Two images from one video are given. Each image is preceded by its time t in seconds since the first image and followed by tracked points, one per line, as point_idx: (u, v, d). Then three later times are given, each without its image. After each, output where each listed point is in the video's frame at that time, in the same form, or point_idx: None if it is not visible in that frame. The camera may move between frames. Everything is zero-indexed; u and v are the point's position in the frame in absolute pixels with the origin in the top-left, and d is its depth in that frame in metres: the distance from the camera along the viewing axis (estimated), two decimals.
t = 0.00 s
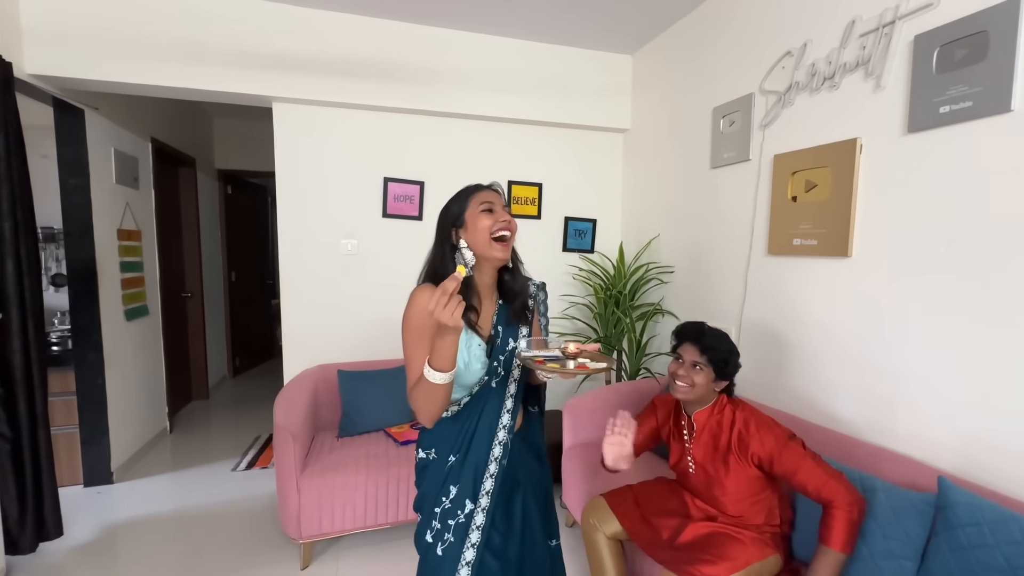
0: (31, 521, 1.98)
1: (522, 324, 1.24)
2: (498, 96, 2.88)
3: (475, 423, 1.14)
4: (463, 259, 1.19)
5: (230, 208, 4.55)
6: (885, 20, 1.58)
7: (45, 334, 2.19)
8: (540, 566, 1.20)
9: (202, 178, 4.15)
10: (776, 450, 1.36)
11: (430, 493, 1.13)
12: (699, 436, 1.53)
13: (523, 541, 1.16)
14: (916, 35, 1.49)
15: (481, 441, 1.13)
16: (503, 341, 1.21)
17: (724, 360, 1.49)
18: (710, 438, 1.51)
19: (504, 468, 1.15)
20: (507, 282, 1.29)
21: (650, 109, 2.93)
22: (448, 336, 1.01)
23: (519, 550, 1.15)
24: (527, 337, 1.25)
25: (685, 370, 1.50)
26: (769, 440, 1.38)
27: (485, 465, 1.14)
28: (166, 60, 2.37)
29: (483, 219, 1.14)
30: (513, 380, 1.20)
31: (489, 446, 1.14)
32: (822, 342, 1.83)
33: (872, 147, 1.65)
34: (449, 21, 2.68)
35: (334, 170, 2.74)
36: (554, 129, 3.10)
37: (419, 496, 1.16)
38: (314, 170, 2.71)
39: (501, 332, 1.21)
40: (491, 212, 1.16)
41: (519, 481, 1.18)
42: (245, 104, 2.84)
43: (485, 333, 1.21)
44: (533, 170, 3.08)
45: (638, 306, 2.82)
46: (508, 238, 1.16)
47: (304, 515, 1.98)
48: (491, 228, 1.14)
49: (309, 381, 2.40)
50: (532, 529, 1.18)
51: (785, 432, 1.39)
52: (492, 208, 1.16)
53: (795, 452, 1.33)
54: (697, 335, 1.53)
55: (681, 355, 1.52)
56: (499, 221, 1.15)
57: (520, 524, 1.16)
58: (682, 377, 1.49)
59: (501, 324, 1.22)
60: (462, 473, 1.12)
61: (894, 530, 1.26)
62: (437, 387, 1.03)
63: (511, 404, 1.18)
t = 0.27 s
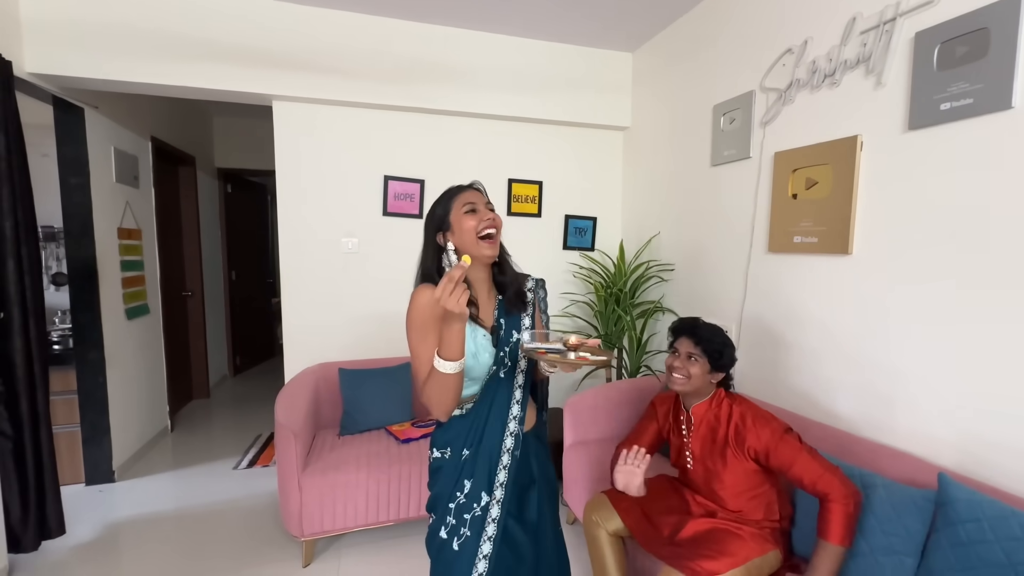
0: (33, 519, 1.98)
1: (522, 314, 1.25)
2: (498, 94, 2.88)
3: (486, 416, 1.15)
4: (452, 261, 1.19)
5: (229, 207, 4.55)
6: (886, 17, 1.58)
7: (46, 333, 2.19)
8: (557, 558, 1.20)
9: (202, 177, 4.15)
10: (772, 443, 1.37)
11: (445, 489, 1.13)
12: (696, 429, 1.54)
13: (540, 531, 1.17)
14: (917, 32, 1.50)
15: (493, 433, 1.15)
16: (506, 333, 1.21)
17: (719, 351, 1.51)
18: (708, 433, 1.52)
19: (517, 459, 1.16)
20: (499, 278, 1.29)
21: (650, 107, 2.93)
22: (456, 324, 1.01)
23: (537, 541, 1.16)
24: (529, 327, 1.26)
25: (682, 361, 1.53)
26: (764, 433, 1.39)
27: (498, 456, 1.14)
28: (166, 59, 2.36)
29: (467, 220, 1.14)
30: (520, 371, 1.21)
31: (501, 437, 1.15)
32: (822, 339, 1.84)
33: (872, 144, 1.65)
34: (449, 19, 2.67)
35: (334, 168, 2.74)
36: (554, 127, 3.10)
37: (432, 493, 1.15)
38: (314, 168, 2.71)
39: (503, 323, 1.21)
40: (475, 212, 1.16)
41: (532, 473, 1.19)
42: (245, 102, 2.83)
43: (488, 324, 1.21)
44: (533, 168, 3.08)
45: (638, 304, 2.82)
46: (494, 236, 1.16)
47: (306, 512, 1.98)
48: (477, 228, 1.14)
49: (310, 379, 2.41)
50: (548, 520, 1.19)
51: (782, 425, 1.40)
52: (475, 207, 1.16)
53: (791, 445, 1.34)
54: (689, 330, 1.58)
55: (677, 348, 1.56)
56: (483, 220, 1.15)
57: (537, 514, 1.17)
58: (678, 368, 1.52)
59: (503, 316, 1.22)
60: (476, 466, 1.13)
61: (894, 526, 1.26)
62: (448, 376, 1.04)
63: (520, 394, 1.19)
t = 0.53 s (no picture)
0: (35, 519, 1.99)
1: (528, 314, 1.25)
2: (497, 94, 2.88)
3: (489, 415, 1.15)
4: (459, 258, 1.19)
5: (229, 206, 4.55)
6: (885, 16, 1.58)
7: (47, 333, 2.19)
8: (555, 555, 1.21)
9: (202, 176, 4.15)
10: (777, 443, 1.37)
11: (446, 486, 1.13)
12: (700, 431, 1.55)
13: (541, 529, 1.18)
14: (916, 32, 1.50)
15: (496, 431, 1.15)
16: (512, 332, 1.21)
17: (712, 349, 1.55)
18: (711, 434, 1.53)
19: (519, 458, 1.16)
20: (506, 276, 1.29)
21: (649, 106, 2.93)
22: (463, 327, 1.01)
23: (537, 538, 1.17)
24: (535, 327, 1.26)
25: (684, 366, 1.54)
26: (769, 433, 1.39)
27: (501, 455, 1.15)
28: (165, 59, 2.36)
29: (473, 218, 1.14)
30: (524, 371, 1.22)
31: (504, 436, 1.16)
32: (822, 338, 1.84)
33: (871, 144, 1.65)
34: (448, 18, 2.67)
35: (334, 168, 2.74)
36: (553, 126, 3.10)
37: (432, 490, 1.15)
38: (314, 168, 2.71)
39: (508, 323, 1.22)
40: (480, 210, 1.16)
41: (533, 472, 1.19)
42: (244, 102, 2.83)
43: (493, 324, 1.21)
44: (533, 167, 3.08)
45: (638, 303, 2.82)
46: (500, 233, 1.16)
47: (307, 511, 1.99)
48: (482, 225, 1.14)
49: (310, 378, 2.41)
50: (548, 518, 1.20)
51: (786, 425, 1.40)
52: (480, 205, 1.16)
53: (796, 445, 1.34)
54: (679, 336, 1.61)
55: (673, 355, 1.58)
56: (488, 217, 1.15)
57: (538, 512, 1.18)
58: (683, 373, 1.53)
59: (508, 316, 1.22)
60: (479, 464, 1.13)
61: (893, 524, 1.27)
62: (452, 378, 1.04)
63: (524, 394, 1.19)
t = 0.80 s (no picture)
0: (34, 519, 1.99)
1: (529, 319, 1.25)
2: (496, 94, 2.88)
3: (483, 418, 1.15)
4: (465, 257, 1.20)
5: (229, 207, 4.55)
6: (882, 17, 1.59)
7: (46, 334, 2.19)
8: (544, 559, 1.21)
9: (201, 177, 4.15)
10: (760, 447, 1.37)
11: (437, 489, 1.13)
12: (688, 438, 1.55)
13: (530, 534, 1.18)
14: (913, 33, 1.50)
15: (489, 435, 1.15)
16: (510, 336, 1.21)
17: (691, 362, 1.54)
18: (698, 440, 1.53)
19: (512, 463, 1.16)
20: (510, 278, 1.30)
21: (648, 106, 2.94)
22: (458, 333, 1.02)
23: (527, 543, 1.17)
24: (535, 332, 1.25)
25: (670, 389, 1.53)
26: (752, 438, 1.39)
27: (493, 459, 1.15)
28: (164, 59, 2.37)
29: (484, 220, 1.14)
30: (520, 376, 1.22)
31: (497, 440, 1.16)
32: (819, 338, 1.85)
33: (868, 144, 1.66)
34: (447, 19, 2.68)
35: (333, 168, 2.74)
36: (552, 126, 3.11)
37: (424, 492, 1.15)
38: (313, 169, 2.71)
39: (508, 327, 1.21)
40: (492, 214, 1.16)
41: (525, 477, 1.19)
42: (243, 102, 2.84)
43: (492, 327, 1.21)
44: (532, 168, 3.09)
45: (637, 303, 2.83)
46: (508, 240, 1.16)
47: (306, 511, 1.99)
48: (492, 230, 1.14)
49: (309, 379, 2.41)
50: (538, 522, 1.21)
51: (766, 429, 1.41)
52: (493, 209, 1.16)
53: (779, 448, 1.34)
54: (653, 357, 1.58)
55: (656, 380, 1.56)
56: (500, 222, 1.15)
57: (528, 516, 1.18)
58: (670, 398, 1.52)
59: (508, 320, 1.22)
60: (470, 467, 1.13)
61: (888, 523, 1.27)
62: (446, 382, 1.05)
63: (519, 399, 1.20)
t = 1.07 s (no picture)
0: (32, 520, 1.98)
1: (528, 321, 1.26)
2: (495, 95, 2.88)
3: (479, 420, 1.15)
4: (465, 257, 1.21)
5: (228, 207, 4.56)
6: (880, 19, 1.59)
7: (45, 335, 2.19)
8: (539, 560, 1.22)
9: (201, 177, 4.15)
10: (733, 452, 1.36)
11: (431, 491, 1.12)
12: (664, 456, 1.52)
13: (524, 536, 1.18)
14: (911, 34, 1.51)
15: (485, 436, 1.15)
16: (509, 337, 1.21)
17: (644, 392, 1.44)
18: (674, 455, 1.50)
19: (507, 465, 1.17)
20: (513, 278, 1.30)
21: (647, 107, 2.94)
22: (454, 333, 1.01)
23: (522, 544, 1.18)
24: (533, 335, 1.26)
25: (632, 429, 1.45)
26: (723, 445, 1.38)
27: (489, 461, 1.15)
28: (164, 60, 2.37)
29: (479, 223, 1.15)
30: (518, 379, 1.23)
31: (493, 442, 1.16)
32: (818, 339, 1.85)
33: (867, 145, 1.66)
34: (446, 20, 2.68)
35: (333, 169, 2.74)
36: (552, 127, 3.11)
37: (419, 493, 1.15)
38: (313, 169, 2.71)
39: (507, 328, 1.21)
40: (487, 216, 1.16)
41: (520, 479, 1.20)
42: (243, 103, 2.84)
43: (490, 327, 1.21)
44: (531, 169, 3.09)
45: (636, 304, 2.83)
46: (502, 243, 1.15)
47: (305, 512, 1.99)
48: (486, 232, 1.14)
49: (308, 380, 2.41)
50: (533, 524, 1.21)
51: (736, 434, 1.40)
52: (489, 210, 1.16)
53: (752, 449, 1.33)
54: (606, 398, 1.46)
55: (615, 421, 1.46)
56: (493, 225, 1.15)
57: (522, 518, 1.19)
58: (635, 437, 1.46)
59: (508, 321, 1.22)
60: (466, 469, 1.13)
61: (888, 523, 1.27)
62: (441, 381, 1.04)
63: (516, 400, 1.21)
